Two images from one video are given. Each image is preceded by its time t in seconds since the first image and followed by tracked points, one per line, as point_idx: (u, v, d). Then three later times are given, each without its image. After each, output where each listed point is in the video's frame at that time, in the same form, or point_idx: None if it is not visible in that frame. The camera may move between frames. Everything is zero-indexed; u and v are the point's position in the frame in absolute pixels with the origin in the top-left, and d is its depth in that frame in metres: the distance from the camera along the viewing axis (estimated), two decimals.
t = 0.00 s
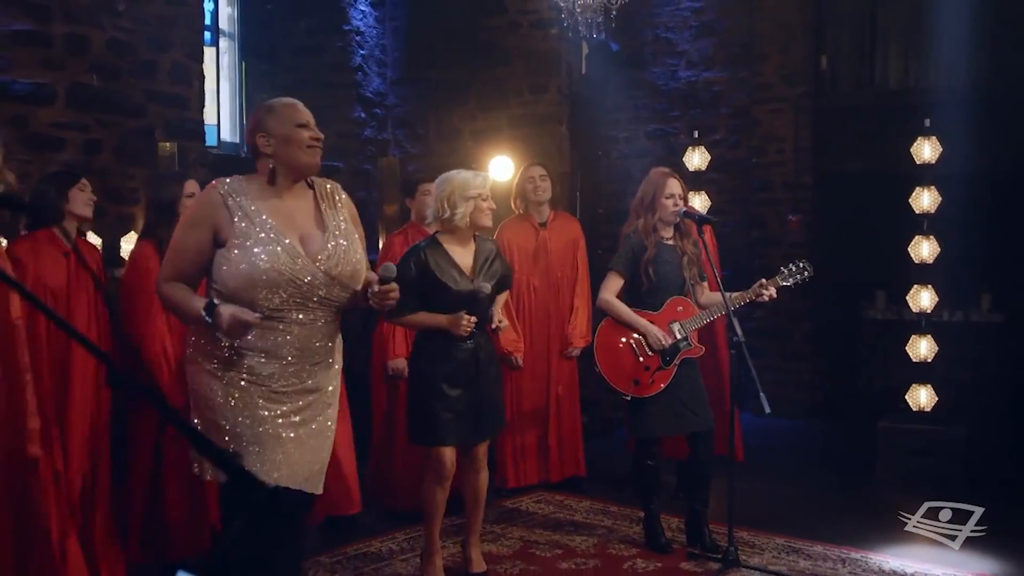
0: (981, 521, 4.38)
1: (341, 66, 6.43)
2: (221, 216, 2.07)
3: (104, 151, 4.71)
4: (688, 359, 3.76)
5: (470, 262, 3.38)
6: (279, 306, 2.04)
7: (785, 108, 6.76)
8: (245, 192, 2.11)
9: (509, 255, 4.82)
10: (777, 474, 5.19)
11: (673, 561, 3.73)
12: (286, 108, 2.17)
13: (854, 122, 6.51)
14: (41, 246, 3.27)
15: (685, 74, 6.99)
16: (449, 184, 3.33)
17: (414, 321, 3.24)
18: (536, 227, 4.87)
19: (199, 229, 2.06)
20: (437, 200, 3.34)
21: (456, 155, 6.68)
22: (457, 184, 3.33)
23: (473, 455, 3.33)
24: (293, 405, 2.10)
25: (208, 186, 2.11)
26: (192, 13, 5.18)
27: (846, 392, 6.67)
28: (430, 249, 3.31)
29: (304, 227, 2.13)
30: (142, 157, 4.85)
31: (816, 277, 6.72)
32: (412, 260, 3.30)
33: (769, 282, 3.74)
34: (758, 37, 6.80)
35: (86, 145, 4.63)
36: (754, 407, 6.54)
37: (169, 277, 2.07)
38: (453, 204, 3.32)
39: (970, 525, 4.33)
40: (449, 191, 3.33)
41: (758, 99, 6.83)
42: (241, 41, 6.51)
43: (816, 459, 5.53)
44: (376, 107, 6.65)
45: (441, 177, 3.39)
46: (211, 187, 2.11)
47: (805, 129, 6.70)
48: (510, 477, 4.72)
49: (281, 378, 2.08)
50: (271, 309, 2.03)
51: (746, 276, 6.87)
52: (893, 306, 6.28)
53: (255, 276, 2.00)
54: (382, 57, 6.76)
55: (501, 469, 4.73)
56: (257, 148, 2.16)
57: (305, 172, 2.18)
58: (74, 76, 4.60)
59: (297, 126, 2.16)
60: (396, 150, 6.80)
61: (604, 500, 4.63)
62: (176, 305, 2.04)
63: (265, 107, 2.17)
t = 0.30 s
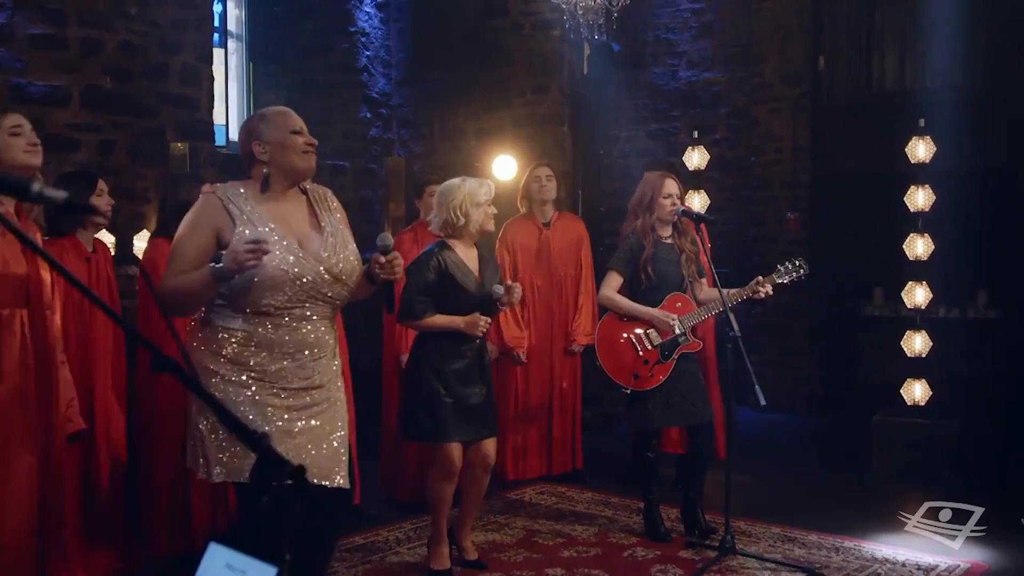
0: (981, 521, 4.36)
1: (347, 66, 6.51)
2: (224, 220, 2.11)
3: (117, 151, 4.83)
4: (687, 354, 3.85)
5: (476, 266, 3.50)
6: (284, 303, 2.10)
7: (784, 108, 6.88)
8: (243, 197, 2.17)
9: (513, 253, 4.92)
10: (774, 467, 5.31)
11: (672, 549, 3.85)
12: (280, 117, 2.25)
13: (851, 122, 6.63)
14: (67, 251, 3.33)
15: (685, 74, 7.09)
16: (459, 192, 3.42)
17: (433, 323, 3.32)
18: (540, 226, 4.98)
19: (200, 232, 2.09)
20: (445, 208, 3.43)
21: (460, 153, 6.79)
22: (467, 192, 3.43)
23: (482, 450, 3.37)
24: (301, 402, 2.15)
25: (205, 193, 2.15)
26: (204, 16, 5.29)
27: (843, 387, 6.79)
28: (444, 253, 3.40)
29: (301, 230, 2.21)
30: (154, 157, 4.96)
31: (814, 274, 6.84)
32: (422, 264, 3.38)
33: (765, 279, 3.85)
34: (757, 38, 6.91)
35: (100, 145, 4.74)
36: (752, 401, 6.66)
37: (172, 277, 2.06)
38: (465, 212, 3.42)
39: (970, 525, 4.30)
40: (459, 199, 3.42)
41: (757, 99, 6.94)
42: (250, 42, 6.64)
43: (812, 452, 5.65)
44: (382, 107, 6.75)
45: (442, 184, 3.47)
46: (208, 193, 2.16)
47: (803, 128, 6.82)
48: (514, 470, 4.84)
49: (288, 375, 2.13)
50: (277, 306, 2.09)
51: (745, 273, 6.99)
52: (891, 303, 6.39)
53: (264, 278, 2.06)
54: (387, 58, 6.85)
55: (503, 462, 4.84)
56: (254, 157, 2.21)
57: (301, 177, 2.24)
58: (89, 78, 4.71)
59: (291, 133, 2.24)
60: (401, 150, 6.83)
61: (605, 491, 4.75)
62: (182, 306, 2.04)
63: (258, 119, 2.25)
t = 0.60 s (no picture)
0: (980, 521, 4.35)
1: (353, 68, 6.64)
2: (256, 223, 2.15)
3: (131, 153, 4.94)
4: (687, 349, 3.97)
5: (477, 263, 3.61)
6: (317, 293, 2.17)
7: (784, 108, 6.98)
8: (266, 202, 2.19)
9: (521, 249, 5.01)
10: (773, 460, 5.42)
11: (671, 539, 3.96)
12: (299, 126, 2.25)
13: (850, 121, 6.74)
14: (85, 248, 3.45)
15: (687, 75, 7.20)
16: (465, 196, 3.51)
17: (451, 321, 3.43)
18: (546, 224, 5.08)
19: (236, 234, 2.11)
20: (452, 211, 3.52)
21: (465, 154, 6.89)
22: (472, 195, 3.52)
23: (489, 441, 3.47)
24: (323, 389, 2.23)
25: (232, 197, 2.15)
26: (214, 20, 5.41)
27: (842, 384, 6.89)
28: (456, 253, 3.50)
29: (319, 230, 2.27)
30: (166, 158, 5.07)
31: (813, 272, 6.94)
32: (432, 265, 3.47)
33: (763, 276, 3.96)
34: (757, 40, 7.02)
35: (114, 147, 4.86)
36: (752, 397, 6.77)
37: (220, 283, 2.07)
38: (472, 214, 3.52)
39: (970, 525, 4.28)
40: (465, 202, 3.51)
41: (758, 99, 7.05)
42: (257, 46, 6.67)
43: (811, 446, 5.76)
44: (388, 108, 6.86)
45: (445, 188, 3.55)
46: (231, 197, 2.16)
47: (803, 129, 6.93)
48: (520, 461, 4.97)
49: (316, 363, 2.20)
50: (311, 297, 2.16)
51: (745, 270, 7.10)
52: (890, 300, 6.50)
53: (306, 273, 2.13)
54: (393, 60, 6.99)
55: (509, 455, 4.95)
56: (272, 164, 2.22)
57: (312, 187, 2.29)
58: (103, 82, 4.82)
59: (309, 146, 2.25)
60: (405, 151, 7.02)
61: (608, 484, 4.87)
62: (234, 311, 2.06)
63: (275, 124, 2.23)
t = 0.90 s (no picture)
0: (980, 520, 4.31)
1: (360, 72, 6.74)
2: (310, 218, 2.30)
3: (144, 156, 5.05)
4: (685, 346, 4.08)
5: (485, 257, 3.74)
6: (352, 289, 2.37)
7: (784, 110, 7.08)
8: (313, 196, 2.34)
9: (525, 250, 5.12)
10: (771, 455, 5.53)
11: (671, 531, 4.07)
12: (334, 126, 2.42)
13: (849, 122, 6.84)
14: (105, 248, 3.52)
15: (688, 77, 7.31)
16: (475, 192, 3.63)
17: (468, 313, 3.57)
18: (549, 225, 5.18)
19: (295, 227, 2.25)
20: (462, 207, 3.64)
21: (470, 156, 7.00)
22: (482, 192, 3.64)
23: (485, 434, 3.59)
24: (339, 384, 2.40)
25: (288, 190, 2.29)
26: (225, 25, 5.53)
27: (842, 382, 6.99)
28: (471, 248, 3.61)
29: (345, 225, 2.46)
30: (178, 161, 5.18)
31: (813, 272, 7.04)
32: (453, 260, 3.58)
33: (760, 275, 4.07)
34: (757, 43, 7.13)
35: (128, 150, 4.97)
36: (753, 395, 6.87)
37: (277, 270, 2.21)
38: (482, 210, 3.65)
39: (970, 525, 4.22)
40: (475, 200, 3.64)
41: (758, 101, 7.15)
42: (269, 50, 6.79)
43: (809, 442, 5.86)
44: (394, 111, 6.99)
45: (456, 185, 3.67)
46: (286, 190, 2.29)
47: (802, 131, 7.04)
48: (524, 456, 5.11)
49: (337, 359, 2.37)
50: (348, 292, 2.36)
51: (746, 270, 7.19)
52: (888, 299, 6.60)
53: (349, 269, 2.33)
54: (399, 64, 7.05)
55: (513, 450, 5.10)
56: (315, 160, 2.38)
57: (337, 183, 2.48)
58: (117, 87, 4.94)
59: (342, 145, 2.44)
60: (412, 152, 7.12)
61: (610, 479, 4.98)
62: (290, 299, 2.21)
63: (314, 122, 2.39)
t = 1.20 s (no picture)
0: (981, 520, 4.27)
1: (371, 74, 6.85)
2: (346, 223, 2.52)
3: (160, 158, 5.16)
4: (689, 344, 4.19)
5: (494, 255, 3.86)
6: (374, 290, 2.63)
7: (788, 112, 7.18)
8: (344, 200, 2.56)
9: (531, 251, 5.23)
10: (774, 451, 5.63)
11: (676, 524, 4.18)
12: (358, 134, 2.66)
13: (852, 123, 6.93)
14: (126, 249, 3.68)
15: (694, 79, 7.41)
16: (486, 194, 3.74)
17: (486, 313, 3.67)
18: (555, 225, 5.28)
19: (333, 232, 2.46)
20: (473, 208, 3.74)
21: (478, 157, 7.11)
22: (492, 193, 3.75)
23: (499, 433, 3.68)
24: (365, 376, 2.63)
25: (328, 196, 2.48)
26: (240, 30, 5.65)
27: (845, 379, 7.08)
28: (487, 246, 3.72)
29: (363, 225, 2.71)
30: (193, 163, 5.30)
31: (816, 271, 7.13)
32: (474, 263, 3.68)
33: (761, 274, 4.18)
34: (762, 45, 7.23)
35: (144, 153, 5.08)
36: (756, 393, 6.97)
37: (316, 271, 2.41)
38: (492, 211, 3.74)
39: (971, 525, 4.18)
40: (485, 202, 3.74)
41: (763, 103, 7.24)
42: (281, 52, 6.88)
43: (811, 438, 5.96)
44: (404, 113, 7.05)
45: (466, 187, 3.78)
46: (326, 195, 2.49)
47: (806, 132, 7.13)
48: (534, 452, 5.21)
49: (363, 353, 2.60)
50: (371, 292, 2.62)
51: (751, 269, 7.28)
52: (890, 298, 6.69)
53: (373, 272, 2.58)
54: (409, 66, 7.10)
55: (522, 446, 5.20)
56: (346, 166, 2.61)
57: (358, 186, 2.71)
58: (134, 91, 5.06)
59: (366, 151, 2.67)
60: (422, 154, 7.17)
61: (616, 474, 5.09)
62: (329, 299, 2.43)
63: (343, 131, 2.61)
